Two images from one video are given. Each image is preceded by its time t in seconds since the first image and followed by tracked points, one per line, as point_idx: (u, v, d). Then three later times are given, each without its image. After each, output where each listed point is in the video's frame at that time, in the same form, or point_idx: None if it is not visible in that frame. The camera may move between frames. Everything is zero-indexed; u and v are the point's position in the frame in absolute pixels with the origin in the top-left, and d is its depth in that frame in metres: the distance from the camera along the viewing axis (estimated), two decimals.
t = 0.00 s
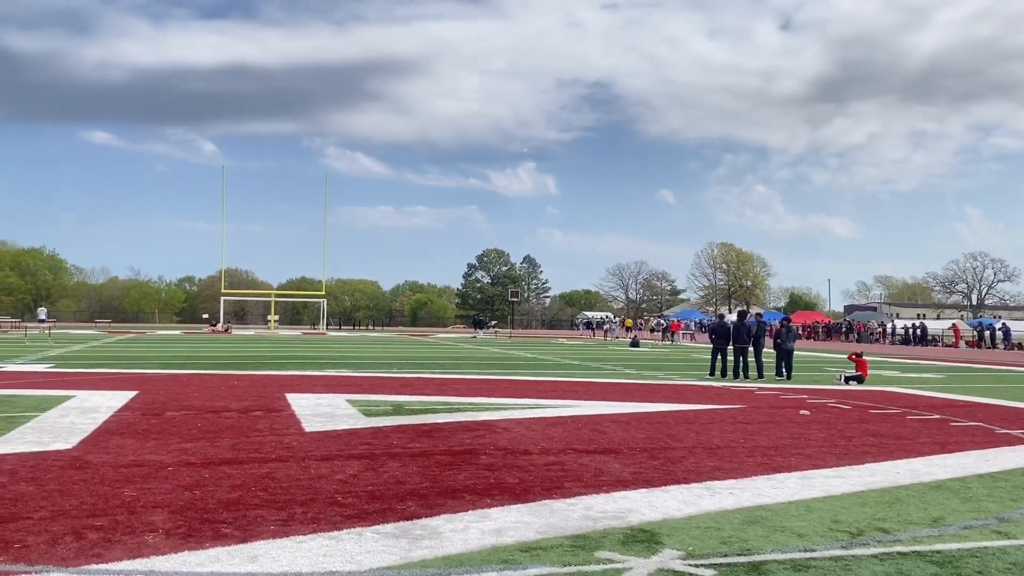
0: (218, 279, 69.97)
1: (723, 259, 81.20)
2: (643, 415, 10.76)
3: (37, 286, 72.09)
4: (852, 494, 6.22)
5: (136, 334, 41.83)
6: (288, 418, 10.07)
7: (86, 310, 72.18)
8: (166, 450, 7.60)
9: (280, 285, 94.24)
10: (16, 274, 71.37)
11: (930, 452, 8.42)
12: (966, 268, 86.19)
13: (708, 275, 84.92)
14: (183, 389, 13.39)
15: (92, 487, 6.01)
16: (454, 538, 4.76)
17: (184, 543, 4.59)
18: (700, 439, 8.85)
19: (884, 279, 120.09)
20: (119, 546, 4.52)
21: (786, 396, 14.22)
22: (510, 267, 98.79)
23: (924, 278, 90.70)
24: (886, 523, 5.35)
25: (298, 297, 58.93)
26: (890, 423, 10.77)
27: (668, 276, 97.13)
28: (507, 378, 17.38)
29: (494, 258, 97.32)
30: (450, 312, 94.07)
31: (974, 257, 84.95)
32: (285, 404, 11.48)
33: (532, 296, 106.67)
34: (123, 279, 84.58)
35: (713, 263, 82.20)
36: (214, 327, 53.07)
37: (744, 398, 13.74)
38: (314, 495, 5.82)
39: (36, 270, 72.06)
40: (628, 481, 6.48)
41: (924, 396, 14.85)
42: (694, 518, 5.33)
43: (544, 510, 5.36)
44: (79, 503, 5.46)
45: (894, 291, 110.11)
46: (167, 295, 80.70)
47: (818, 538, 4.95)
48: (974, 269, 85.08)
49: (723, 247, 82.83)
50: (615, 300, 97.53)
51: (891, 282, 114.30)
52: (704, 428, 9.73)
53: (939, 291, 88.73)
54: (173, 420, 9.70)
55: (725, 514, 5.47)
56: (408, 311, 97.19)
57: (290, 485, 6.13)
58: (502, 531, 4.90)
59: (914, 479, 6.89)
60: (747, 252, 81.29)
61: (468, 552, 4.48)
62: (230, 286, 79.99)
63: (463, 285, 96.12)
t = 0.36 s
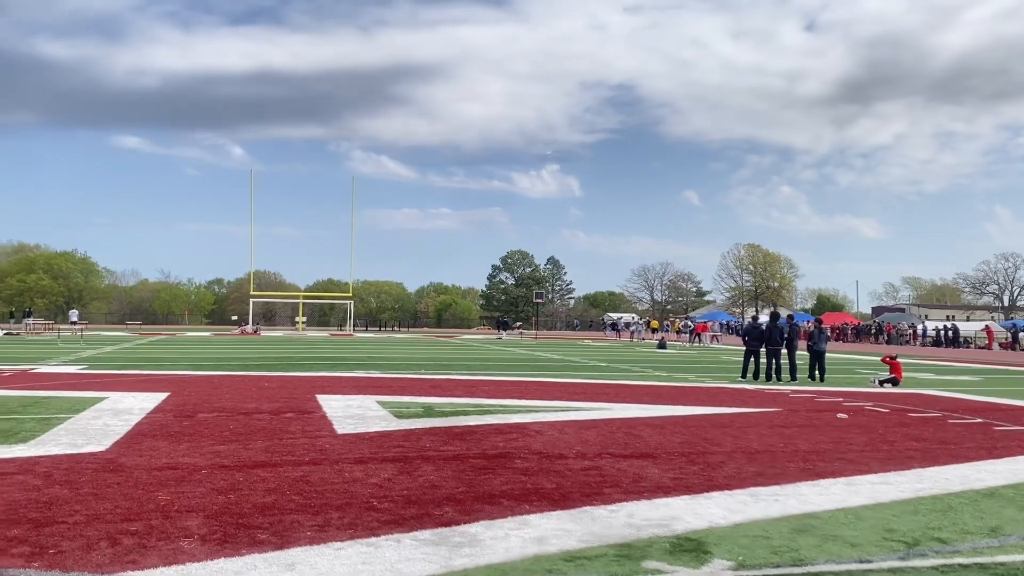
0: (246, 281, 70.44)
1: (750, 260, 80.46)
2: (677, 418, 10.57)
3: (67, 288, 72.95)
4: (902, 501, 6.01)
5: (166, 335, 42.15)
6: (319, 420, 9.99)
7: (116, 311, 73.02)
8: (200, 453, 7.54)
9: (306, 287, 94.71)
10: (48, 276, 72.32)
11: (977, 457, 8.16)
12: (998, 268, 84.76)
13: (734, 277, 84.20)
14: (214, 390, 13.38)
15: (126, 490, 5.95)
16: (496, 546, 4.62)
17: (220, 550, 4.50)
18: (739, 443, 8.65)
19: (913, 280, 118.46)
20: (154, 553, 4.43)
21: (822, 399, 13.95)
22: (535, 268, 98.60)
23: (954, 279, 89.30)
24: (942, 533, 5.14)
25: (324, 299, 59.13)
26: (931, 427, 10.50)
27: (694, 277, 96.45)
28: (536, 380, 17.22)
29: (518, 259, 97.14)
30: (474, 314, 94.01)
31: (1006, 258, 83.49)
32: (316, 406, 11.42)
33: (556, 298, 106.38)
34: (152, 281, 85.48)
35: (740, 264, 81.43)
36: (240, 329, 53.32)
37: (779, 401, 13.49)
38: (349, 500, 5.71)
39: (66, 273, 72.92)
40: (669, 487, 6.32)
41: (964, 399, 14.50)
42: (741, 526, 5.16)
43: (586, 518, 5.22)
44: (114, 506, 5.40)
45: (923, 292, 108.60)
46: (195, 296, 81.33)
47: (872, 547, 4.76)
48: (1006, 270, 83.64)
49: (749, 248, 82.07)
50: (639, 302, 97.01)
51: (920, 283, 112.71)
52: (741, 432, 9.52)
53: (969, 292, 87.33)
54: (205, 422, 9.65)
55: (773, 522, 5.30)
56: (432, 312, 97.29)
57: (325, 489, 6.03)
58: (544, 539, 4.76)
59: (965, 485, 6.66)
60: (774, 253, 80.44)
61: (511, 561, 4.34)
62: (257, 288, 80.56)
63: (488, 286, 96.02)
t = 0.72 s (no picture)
0: (280, 283, 71.05)
1: (787, 261, 79.43)
2: (722, 422, 10.32)
3: (105, 290, 74.13)
4: (967, 512, 5.74)
5: (203, 338, 42.55)
6: (358, 423, 9.89)
7: (153, 313, 74.06)
8: (240, 458, 7.46)
9: (339, 289, 95.20)
10: (88, 279, 73.61)
11: None
12: None
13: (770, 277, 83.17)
14: (252, 393, 13.36)
15: (167, 496, 5.87)
16: (547, 558, 4.45)
17: (265, 560, 4.38)
18: (788, 450, 8.39)
19: (953, 280, 116.26)
20: (198, 562, 4.32)
21: (869, 403, 13.59)
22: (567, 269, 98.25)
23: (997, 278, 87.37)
24: (1016, 547, 4.87)
25: (358, 300, 59.41)
26: (988, 433, 10.12)
27: (728, 278, 95.45)
28: (574, 383, 17.01)
29: (551, 261, 96.83)
30: (507, 315, 93.90)
31: None
32: (354, 409, 11.34)
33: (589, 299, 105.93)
34: (188, 285, 86.60)
35: (777, 265, 80.41)
36: (276, 330, 53.70)
37: (824, 405, 13.16)
38: (393, 508, 5.57)
39: (105, 275, 74.05)
40: (721, 497, 6.10)
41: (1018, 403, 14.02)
42: (802, 539, 4.94)
43: (638, 529, 5.03)
44: (157, 513, 5.31)
45: (963, 292, 106.50)
46: (231, 298, 82.15)
47: (943, 563, 4.52)
48: None
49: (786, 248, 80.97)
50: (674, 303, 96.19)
51: (961, 282, 110.51)
52: (790, 438, 9.25)
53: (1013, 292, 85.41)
54: (244, 426, 9.60)
55: (834, 534, 5.07)
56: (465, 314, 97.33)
57: (368, 496, 5.91)
58: (597, 551, 4.58)
59: None
60: (811, 254, 79.22)
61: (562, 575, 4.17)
62: (291, 290, 81.24)
63: (521, 288, 95.87)
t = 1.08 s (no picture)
0: (321, 285, 71.69)
1: (831, 261, 78.11)
2: (778, 426, 10.07)
3: (151, 292, 75.43)
4: None
5: (247, 339, 43.09)
6: (407, 425, 9.82)
7: (197, 315, 75.22)
8: (293, 459, 7.43)
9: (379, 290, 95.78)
10: (134, 281, 75.04)
11: None
12: None
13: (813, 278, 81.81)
14: (300, 394, 13.39)
15: (224, 498, 5.84)
16: (615, 566, 4.32)
17: (327, 565, 4.30)
18: (851, 454, 8.13)
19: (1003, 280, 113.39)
20: (261, 567, 4.26)
21: (926, 406, 13.20)
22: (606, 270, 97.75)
23: None
24: None
25: (398, 302, 59.66)
26: None
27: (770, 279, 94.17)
28: (620, 384, 16.81)
29: (590, 262, 96.39)
30: (545, 316, 93.72)
31: None
32: (402, 410, 11.28)
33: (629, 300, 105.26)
34: (231, 286, 87.86)
35: (820, 266, 79.09)
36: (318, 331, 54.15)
37: (881, 408, 12.80)
38: (452, 512, 5.48)
39: (150, 277, 75.35)
40: (788, 503, 5.90)
41: None
42: (879, 548, 4.74)
43: (706, 536, 4.87)
44: (215, 515, 5.28)
45: (1014, 292, 103.80)
46: (274, 300, 83.07)
47: None
48: None
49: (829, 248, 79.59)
50: (714, 304, 95.14)
51: (1011, 282, 107.74)
52: (850, 442, 8.98)
53: None
54: (294, 427, 9.59)
55: (912, 543, 4.86)
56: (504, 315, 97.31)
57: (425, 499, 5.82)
58: (666, 559, 4.44)
59: None
60: (856, 254, 77.72)
61: None
62: (332, 292, 81.92)
63: (559, 289, 95.62)
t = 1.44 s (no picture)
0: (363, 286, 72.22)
1: (878, 261, 76.56)
2: (837, 430, 9.78)
3: (197, 295, 76.70)
4: None
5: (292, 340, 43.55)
6: (458, 428, 9.73)
7: (243, 316, 76.34)
8: (347, 462, 7.37)
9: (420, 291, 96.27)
10: (181, 283, 76.43)
11: None
12: None
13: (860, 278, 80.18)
14: (348, 395, 13.40)
15: (282, 502, 5.79)
16: None
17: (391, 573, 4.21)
18: (918, 461, 7.84)
19: None
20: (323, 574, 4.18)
21: (990, 410, 12.75)
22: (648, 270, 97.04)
23: None
24: None
25: (440, 303, 59.83)
26: None
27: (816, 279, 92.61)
28: (668, 387, 16.57)
29: (631, 262, 95.77)
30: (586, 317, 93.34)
31: None
32: (452, 413, 11.20)
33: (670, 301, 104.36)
34: (275, 288, 88.99)
35: (867, 266, 77.52)
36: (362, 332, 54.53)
37: (943, 412, 12.38)
38: (512, 519, 5.36)
39: (196, 280, 76.65)
40: (859, 512, 5.68)
41: None
42: (962, 561, 4.51)
43: (778, 546, 4.69)
44: (274, 520, 5.22)
45: None
46: (317, 302, 83.94)
47: None
48: None
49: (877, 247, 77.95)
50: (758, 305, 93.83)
51: None
52: (915, 448, 8.67)
53: None
54: (345, 429, 9.55)
55: (997, 556, 4.63)
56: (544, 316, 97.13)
57: (483, 505, 5.71)
58: (739, 571, 4.27)
59: None
60: (904, 254, 75.98)
61: None
62: (373, 294, 82.51)
63: (600, 291, 95.19)
